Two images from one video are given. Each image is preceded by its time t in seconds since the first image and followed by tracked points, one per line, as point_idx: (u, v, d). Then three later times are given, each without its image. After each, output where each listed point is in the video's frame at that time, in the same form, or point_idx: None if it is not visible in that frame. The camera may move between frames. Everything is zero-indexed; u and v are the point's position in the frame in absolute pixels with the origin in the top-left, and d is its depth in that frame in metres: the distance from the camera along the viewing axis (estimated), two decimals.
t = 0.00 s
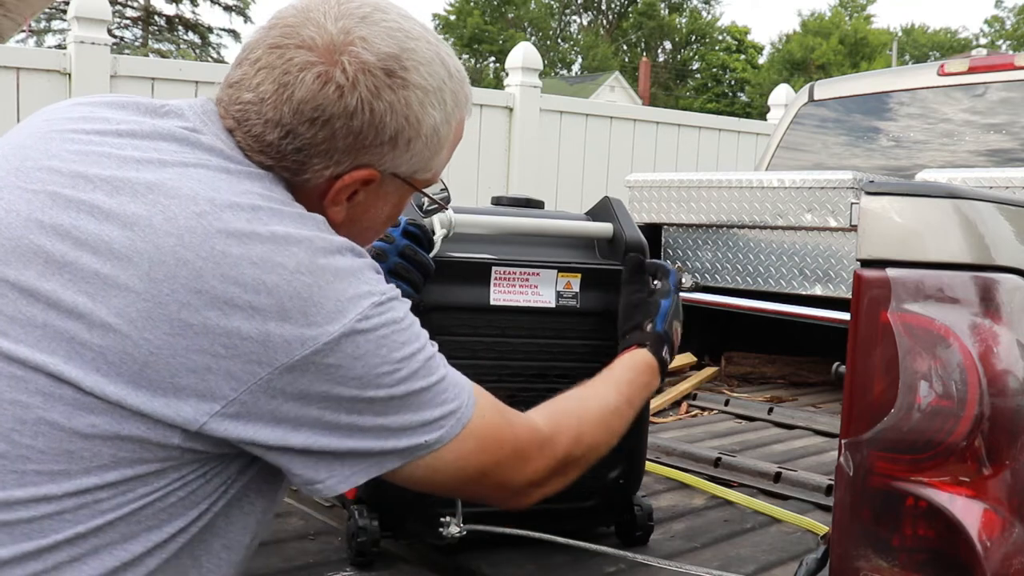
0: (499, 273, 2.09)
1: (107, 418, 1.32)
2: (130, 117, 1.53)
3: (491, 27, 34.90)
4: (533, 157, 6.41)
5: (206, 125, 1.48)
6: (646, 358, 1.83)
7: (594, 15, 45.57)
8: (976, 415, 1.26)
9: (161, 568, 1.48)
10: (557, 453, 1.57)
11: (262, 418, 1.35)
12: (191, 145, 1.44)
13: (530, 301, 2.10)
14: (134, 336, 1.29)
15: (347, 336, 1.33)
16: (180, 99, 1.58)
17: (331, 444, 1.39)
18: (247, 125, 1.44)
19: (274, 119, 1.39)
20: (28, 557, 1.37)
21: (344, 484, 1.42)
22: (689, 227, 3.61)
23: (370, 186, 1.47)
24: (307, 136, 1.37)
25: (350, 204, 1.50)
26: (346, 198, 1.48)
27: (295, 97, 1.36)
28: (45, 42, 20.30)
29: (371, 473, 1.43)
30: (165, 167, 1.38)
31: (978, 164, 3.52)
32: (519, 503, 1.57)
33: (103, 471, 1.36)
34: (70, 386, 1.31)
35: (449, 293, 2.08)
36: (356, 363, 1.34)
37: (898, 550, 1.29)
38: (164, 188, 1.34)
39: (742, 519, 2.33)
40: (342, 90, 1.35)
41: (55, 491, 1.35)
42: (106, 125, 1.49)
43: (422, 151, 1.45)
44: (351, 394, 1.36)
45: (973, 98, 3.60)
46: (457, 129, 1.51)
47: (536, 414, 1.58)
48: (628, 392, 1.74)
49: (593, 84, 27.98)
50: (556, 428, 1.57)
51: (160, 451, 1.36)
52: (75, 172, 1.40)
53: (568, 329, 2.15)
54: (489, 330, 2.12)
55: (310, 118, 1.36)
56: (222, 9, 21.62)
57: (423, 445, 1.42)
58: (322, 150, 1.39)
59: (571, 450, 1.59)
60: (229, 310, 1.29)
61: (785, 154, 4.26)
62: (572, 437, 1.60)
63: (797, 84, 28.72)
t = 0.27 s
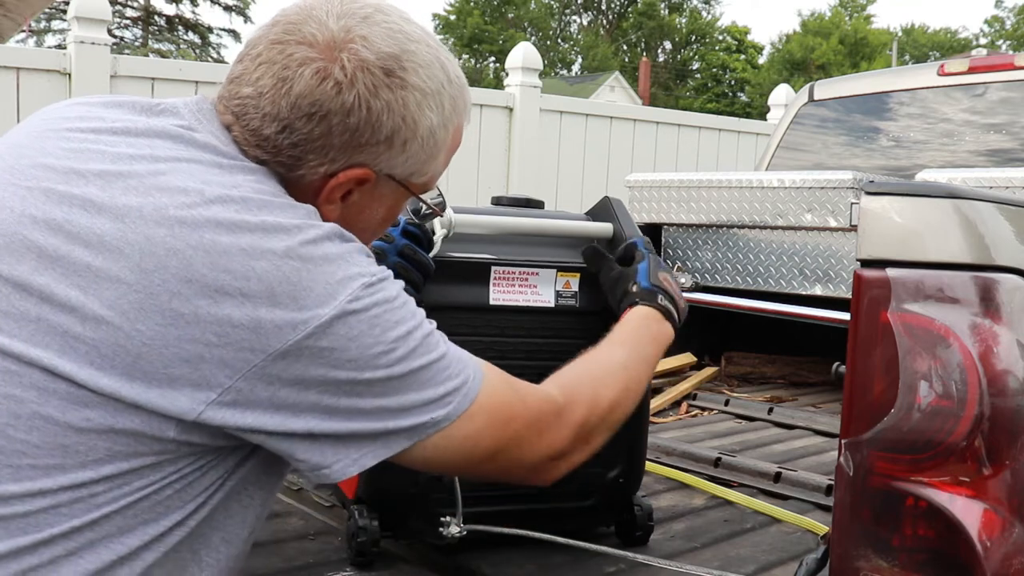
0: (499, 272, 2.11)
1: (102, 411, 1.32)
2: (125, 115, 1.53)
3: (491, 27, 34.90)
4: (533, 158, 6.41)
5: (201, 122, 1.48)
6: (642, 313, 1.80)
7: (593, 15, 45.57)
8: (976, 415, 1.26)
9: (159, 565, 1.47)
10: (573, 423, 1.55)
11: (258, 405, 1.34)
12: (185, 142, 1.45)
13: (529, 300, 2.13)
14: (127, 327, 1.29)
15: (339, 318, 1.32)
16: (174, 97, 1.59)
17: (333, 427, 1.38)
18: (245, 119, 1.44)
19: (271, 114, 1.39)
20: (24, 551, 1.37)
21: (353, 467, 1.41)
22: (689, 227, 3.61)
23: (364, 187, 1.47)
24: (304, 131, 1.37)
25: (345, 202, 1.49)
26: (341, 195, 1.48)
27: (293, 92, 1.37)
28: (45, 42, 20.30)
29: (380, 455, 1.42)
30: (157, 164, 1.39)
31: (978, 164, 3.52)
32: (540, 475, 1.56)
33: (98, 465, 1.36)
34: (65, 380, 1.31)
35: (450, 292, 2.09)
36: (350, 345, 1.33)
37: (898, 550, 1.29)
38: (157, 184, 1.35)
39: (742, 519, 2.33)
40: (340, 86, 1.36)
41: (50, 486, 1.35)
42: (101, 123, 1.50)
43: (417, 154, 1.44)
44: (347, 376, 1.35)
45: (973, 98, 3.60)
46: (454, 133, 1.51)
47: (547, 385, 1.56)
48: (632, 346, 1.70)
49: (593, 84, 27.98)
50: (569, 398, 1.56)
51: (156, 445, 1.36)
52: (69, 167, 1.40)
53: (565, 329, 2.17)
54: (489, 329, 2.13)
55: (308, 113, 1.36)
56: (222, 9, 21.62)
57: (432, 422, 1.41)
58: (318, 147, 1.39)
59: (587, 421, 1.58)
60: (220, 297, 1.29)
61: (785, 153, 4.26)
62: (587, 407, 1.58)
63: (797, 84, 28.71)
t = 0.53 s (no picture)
0: (500, 273, 2.11)
1: (91, 408, 1.32)
2: (120, 114, 1.53)
3: (491, 28, 34.90)
4: (533, 157, 6.41)
5: (196, 120, 1.49)
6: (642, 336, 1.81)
7: (593, 15, 45.57)
8: (976, 415, 1.26)
9: (153, 564, 1.47)
10: (567, 433, 1.56)
11: (249, 402, 1.34)
12: (179, 140, 1.45)
13: (530, 300, 2.13)
14: (118, 322, 1.29)
15: (331, 314, 1.31)
16: (169, 94, 1.59)
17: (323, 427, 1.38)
18: (243, 115, 1.44)
19: (268, 109, 1.39)
20: (14, 550, 1.37)
21: (342, 469, 1.41)
22: (688, 227, 3.61)
23: (360, 185, 1.46)
24: (300, 127, 1.37)
25: (342, 198, 1.49)
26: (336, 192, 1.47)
27: (290, 88, 1.37)
28: (45, 42, 20.29)
29: (371, 457, 1.41)
30: (150, 160, 1.39)
31: (978, 164, 3.52)
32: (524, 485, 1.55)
33: (88, 463, 1.35)
34: (55, 377, 1.31)
35: (451, 292, 2.09)
36: (342, 342, 1.33)
37: (898, 550, 1.29)
38: (150, 180, 1.35)
39: (742, 519, 2.33)
40: (338, 82, 1.36)
41: (40, 484, 1.35)
42: (96, 121, 1.50)
43: (416, 152, 1.44)
44: (338, 374, 1.34)
45: (973, 98, 3.60)
46: (454, 139, 1.51)
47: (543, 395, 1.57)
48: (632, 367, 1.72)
49: (593, 84, 27.98)
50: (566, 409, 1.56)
51: (147, 443, 1.36)
52: (62, 164, 1.40)
53: (566, 330, 2.16)
54: (490, 330, 2.13)
55: (305, 108, 1.37)
56: (222, 9, 21.61)
57: (422, 425, 1.40)
58: (314, 142, 1.38)
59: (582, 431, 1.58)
60: (211, 291, 1.29)
61: (785, 153, 4.26)
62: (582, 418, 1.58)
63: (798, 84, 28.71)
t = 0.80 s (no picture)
0: (499, 273, 2.08)
1: (92, 414, 1.32)
2: (121, 114, 1.53)
3: (491, 27, 34.90)
4: (534, 157, 6.41)
5: (197, 121, 1.49)
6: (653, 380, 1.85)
7: (594, 15, 45.57)
8: (976, 415, 1.26)
9: (154, 568, 1.47)
10: (553, 452, 1.58)
11: (249, 409, 1.34)
12: (180, 142, 1.44)
13: (530, 301, 2.10)
14: (119, 327, 1.29)
15: (335, 323, 1.32)
16: (169, 94, 1.59)
17: (321, 437, 1.38)
18: (236, 114, 1.44)
19: (261, 108, 1.39)
20: (14, 555, 1.37)
21: (335, 480, 1.41)
22: (688, 227, 3.61)
23: (356, 185, 1.46)
24: (292, 124, 1.38)
25: (338, 201, 1.49)
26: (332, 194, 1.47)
27: (280, 85, 1.37)
28: (45, 42, 20.29)
29: (363, 468, 1.42)
30: (152, 163, 1.39)
31: (977, 164, 3.52)
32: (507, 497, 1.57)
33: (89, 468, 1.36)
34: (56, 381, 1.31)
35: (449, 292, 2.07)
36: (344, 351, 1.34)
37: (898, 550, 1.29)
38: (153, 184, 1.35)
39: (742, 519, 2.33)
40: (328, 78, 1.36)
41: (40, 489, 1.35)
42: (97, 122, 1.50)
43: (411, 149, 1.44)
44: (340, 383, 1.35)
45: (973, 98, 3.60)
46: (450, 135, 1.50)
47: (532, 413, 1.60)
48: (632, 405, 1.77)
49: (593, 84, 27.98)
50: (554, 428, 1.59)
51: (147, 448, 1.36)
52: (64, 167, 1.40)
53: (566, 329, 2.13)
54: (489, 329, 2.10)
55: (297, 106, 1.37)
56: (222, 10, 21.61)
57: (414, 439, 1.42)
58: (307, 140, 1.38)
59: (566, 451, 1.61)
60: (215, 298, 1.28)
61: (785, 153, 4.26)
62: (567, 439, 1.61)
63: (798, 83, 28.71)
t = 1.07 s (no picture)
0: (499, 273, 2.09)
1: (96, 415, 1.32)
2: (126, 116, 1.53)
3: (491, 27, 34.89)
4: (533, 157, 6.41)
5: (202, 124, 1.49)
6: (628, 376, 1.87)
7: (593, 15, 45.57)
8: (976, 415, 1.26)
9: (156, 569, 1.47)
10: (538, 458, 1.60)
11: (252, 411, 1.34)
12: (186, 144, 1.44)
13: (529, 301, 2.10)
14: (125, 329, 1.29)
15: (339, 328, 1.32)
16: (173, 96, 1.59)
17: (321, 440, 1.38)
18: (240, 115, 1.45)
19: (265, 109, 1.40)
20: (17, 556, 1.37)
21: (332, 486, 1.42)
22: (688, 227, 3.61)
23: (358, 187, 1.46)
24: (296, 125, 1.38)
25: (340, 204, 1.49)
26: (333, 196, 1.47)
27: (285, 86, 1.37)
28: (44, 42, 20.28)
29: (361, 473, 1.42)
30: (158, 165, 1.39)
31: (977, 164, 3.52)
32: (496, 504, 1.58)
33: (93, 470, 1.35)
34: (60, 383, 1.31)
35: (450, 292, 2.07)
36: (347, 356, 1.34)
37: (898, 550, 1.29)
38: (160, 185, 1.34)
39: (742, 519, 2.33)
40: (332, 80, 1.36)
41: (44, 491, 1.35)
42: (102, 124, 1.50)
43: (414, 151, 1.43)
44: (343, 388, 1.36)
45: (973, 98, 3.60)
46: (453, 136, 1.49)
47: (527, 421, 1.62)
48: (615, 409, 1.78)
49: (593, 84, 27.98)
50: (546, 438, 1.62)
51: (151, 449, 1.36)
52: (69, 169, 1.40)
53: (567, 330, 2.13)
54: (490, 329, 2.10)
55: (300, 107, 1.37)
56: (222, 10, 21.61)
57: (412, 446, 1.42)
58: (310, 141, 1.38)
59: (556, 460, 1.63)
60: (220, 301, 1.28)
61: (785, 153, 4.26)
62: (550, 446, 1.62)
63: (798, 83, 28.71)
